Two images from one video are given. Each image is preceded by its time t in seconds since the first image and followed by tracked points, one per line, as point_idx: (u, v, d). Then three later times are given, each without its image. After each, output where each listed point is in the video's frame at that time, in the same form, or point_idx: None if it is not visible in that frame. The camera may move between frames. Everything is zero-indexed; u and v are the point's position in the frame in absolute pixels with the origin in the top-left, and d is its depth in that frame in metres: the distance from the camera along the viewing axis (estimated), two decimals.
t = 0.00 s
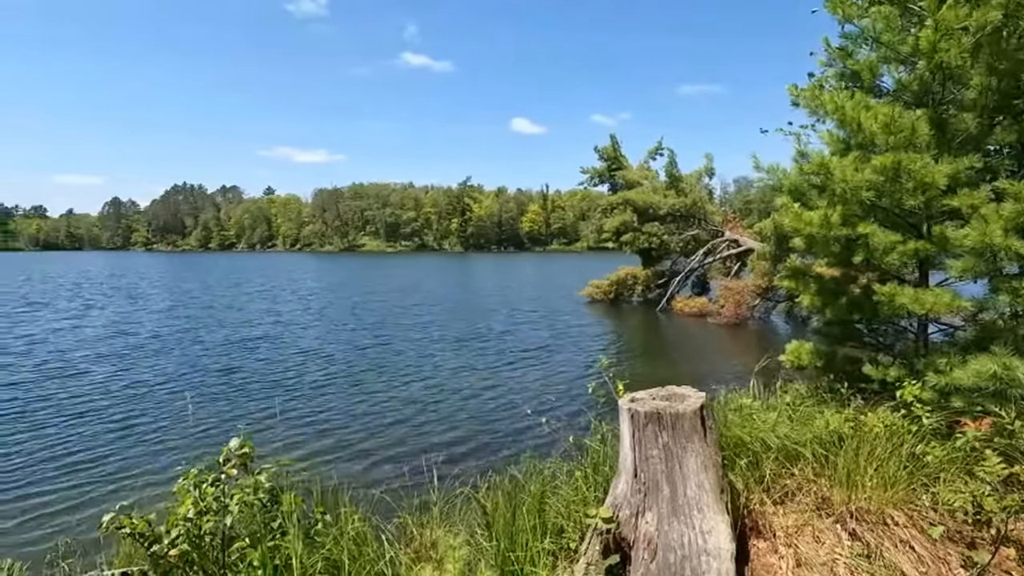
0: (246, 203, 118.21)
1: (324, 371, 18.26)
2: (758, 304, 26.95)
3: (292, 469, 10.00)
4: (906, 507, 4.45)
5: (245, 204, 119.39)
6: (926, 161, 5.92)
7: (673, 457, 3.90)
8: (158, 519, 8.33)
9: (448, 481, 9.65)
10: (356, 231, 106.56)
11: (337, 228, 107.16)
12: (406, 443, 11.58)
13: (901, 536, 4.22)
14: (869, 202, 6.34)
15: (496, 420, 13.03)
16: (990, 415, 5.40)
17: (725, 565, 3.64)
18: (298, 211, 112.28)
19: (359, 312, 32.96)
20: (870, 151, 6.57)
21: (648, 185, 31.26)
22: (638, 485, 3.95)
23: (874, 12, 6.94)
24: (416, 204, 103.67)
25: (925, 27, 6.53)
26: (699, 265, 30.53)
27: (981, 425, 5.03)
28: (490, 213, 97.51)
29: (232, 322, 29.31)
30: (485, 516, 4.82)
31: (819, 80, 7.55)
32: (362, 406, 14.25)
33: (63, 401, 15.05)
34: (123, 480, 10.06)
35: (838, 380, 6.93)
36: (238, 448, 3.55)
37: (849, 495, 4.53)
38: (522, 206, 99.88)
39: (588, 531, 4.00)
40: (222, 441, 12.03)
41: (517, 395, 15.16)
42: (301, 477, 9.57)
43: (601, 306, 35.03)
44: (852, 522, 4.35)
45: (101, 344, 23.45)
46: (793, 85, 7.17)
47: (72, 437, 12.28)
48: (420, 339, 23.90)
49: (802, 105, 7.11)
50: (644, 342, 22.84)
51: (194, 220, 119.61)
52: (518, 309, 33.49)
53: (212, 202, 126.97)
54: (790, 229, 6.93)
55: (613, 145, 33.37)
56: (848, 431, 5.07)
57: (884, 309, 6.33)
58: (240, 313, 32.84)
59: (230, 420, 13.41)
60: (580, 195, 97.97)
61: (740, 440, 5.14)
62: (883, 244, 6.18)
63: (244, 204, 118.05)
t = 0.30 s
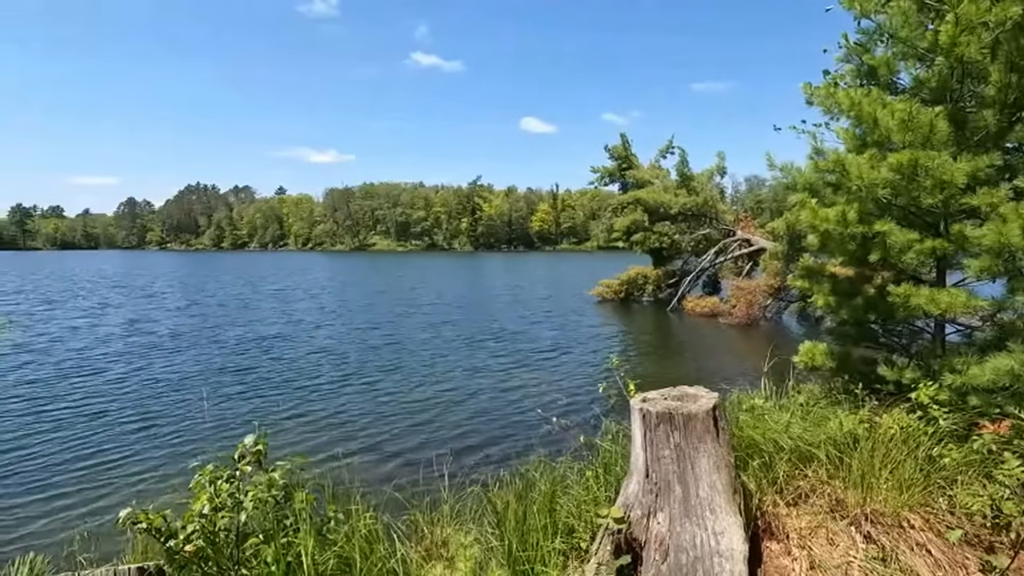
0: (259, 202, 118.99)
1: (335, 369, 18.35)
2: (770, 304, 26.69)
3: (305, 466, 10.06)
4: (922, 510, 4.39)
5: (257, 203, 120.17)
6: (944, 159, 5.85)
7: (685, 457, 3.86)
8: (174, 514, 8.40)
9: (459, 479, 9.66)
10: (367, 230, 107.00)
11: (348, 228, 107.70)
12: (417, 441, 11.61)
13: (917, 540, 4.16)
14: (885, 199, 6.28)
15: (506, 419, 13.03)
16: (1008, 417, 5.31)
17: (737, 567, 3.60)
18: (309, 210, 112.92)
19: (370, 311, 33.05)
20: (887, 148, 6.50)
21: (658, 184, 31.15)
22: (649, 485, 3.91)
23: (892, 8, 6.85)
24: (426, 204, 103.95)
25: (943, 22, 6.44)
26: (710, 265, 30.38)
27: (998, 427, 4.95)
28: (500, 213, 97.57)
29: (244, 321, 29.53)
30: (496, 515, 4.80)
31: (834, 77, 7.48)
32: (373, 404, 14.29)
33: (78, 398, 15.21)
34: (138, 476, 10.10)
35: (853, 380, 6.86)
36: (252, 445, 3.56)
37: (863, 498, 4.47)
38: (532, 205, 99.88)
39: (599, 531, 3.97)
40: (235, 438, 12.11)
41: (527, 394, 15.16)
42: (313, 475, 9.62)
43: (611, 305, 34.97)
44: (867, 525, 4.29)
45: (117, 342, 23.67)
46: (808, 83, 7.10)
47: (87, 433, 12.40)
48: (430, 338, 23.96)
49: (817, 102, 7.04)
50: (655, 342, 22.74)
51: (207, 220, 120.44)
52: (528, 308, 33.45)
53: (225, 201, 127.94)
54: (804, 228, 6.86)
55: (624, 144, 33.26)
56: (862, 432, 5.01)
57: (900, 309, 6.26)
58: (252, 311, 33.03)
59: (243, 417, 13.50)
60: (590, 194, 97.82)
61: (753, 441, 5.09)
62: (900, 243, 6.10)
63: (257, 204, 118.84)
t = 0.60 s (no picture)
0: (270, 202, 119.63)
1: (346, 368, 18.41)
2: (781, 303, 26.53)
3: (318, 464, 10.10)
4: (938, 513, 4.32)
5: (268, 203, 120.81)
6: (963, 157, 5.77)
7: (696, 458, 3.82)
8: (188, 510, 8.47)
9: (469, 479, 9.67)
10: (377, 230, 107.28)
11: (358, 227, 108.09)
12: (428, 440, 11.62)
13: (932, 543, 4.11)
14: (902, 198, 6.20)
15: (517, 418, 13.02)
16: None
17: (749, 568, 3.56)
18: (320, 209, 113.41)
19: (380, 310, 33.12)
20: (903, 146, 6.42)
21: (669, 183, 31.04)
22: (660, 486, 3.88)
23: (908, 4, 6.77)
24: (436, 204, 104.02)
25: (961, 18, 6.36)
26: (720, 264, 30.23)
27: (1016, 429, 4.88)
28: (510, 212, 97.52)
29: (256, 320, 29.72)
30: (505, 515, 4.76)
31: (847, 74, 7.41)
32: (383, 403, 14.33)
33: (92, 397, 15.33)
34: (152, 475, 10.21)
35: (867, 382, 6.78)
36: (263, 443, 3.52)
37: (877, 500, 4.42)
38: (541, 204, 99.81)
39: (609, 531, 3.94)
40: (247, 437, 12.18)
41: (537, 394, 15.16)
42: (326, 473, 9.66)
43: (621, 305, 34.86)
44: (881, 527, 4.24)
45: (130, 340, 23.84)
46: (821, 81, 7.02)
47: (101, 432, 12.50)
48: (440, 337, 24.01)
49: (830, 100, 6.97)
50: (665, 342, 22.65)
51: (218, 219, 121.23)
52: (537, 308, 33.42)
53: (236, 201, 128.82)
54: (818, 227, 6.78)
55: (633, 143, 33.18)
56: (877, 433, 4.95)
57: (916, 309, 6.18)
58: (264, 311, 33.20)
59: (255, 416, 13.57)
60: (600, 194, 97.59)
61: (764, 442, 5.03)
62: (916, 242, 6.03)
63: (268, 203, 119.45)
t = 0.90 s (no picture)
0: (280, 201, 120.20)
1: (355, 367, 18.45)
2: (792, 303, 26.36)
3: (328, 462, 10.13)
4: (953, 516, 4.26)
5: (278, 202, 121.35)
6: (980, 155, 5.68)
7: (707, 458, 3.78)
8: (201, 507, 8.53)
9: (479, 477, 9.67)
10: (386, 229, 107.54)
11: (368, 226, 108.43)
12: (437, 438, 11.63)
13: (948, 546, 4.03)
14: (916, 196, 6.13)
15: (527, 417, 13.00)
16: None
17: (761, 570, 3.52)
18: (330, 208, 113.81)
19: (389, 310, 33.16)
20: (918, 144, 6.34)
21: (678, 181, 30.91)
22: (670, 486, 3.84)
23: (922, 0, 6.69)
24: (445, 202, 104.08)
25: (976, 14, 6.28)
26: (730, 264, 30.06)
27: None
28: (519, 211, 97.45)
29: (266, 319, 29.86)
30: (514, 514, 4.75)
31: (859, 72, 7.33)
32: (393, 402, 14.36)
33: (104, 395, 15.45)
34: (165, 473, 10.29)
35: (880, 382, 6.71)
36: (275, 440, 3.52)
37: (891, 502, 4.36)
38: (550, 203, 99.65)
39: (619, 531, 3.91)
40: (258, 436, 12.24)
41: (546, 393, 15.14)
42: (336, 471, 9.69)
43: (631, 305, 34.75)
44: (895, 530, 4.18)
45: (143, 339, 24.02)
46: (833, 78, 6.95)
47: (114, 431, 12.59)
48: (449, 337, 24.03)
49: (842, 97, 6.89)
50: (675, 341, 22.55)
51: (229, 218, 121.97)
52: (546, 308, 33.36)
53: (247, 200, 129.53)
54: (830, 226, 6.70)
55: (643, 142, 33.07)
56: (891, 435, 4.88)
57: (931, 309, 6.11)
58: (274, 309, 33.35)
59: (266, 415, 13.64)
60: (609, 192, 97.30)
61: (776, 443, 4.98)
62: (931, 241, 5.95)
63: (278, 203, 120.03)
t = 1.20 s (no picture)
0: (290, 201, 120.64)
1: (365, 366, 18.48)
2: (803, 303, 26.18)
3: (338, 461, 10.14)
4: (968, 519, 4.20)
5: (288, 202, 121.81)
6: (994, 153, 5.59)
7: (717, 458, 3.74)
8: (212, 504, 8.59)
9: (488, 477, 9.64)
10: (395, 228, 107.71)
11: (376, 226, 108.67)
12: (445, 438, 11.61)
13: (962, 549, 3.98)
14: (928, 195, 6.06)
15: (535, 417, 12.97)
16: None
17: (771, 572, 3.49)
18: (339, 208, 114.14)
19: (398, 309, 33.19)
20: (931, 142, 6.26)
21: (688, 181, 30.79)
22: (680, 486, 3.80)
23: None
24: (453, 202, 104.12)
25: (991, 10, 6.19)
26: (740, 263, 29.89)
27: None
28: (527, 210, 97.31)
29: (276, 318, 29.97)
30: (523, 514, 4.72)
31: (873, 70, 7.25)
32: (401, 401, 14.37)
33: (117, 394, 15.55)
34: (176, 471, 10.33)
35: (892, 383, 6.63)
36: (285, 438, 3.52)
37: (904, 504, 4.30)
38: (559, 202, 99.48)
39: (628, 531, 3.88)
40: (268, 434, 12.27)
41: (555, 392, 15.10)
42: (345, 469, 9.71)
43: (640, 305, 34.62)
44: (908, 533, 4.13)
45: (155, 338, 24.17)
46: (845, 76, 6.88)
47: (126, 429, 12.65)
48: (458, 337, 24.02)
49: (856, 95, 6.82)
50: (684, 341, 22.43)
51: (240, 218, 122.60)
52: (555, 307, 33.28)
53: (257, 199, 130.17)
54: (842, 225, 6.63)
55: (652, 141, 32.97)
56: (904, 437, 4.82)
57: (944, 309, 6.03)
58: (284, 309, 33.48)
59: (276, 414, 13.69)
60: (618, 191, 97.00)
61: (786, 443, 4.94)
62: (944, 240, 5.88)
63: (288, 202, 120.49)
